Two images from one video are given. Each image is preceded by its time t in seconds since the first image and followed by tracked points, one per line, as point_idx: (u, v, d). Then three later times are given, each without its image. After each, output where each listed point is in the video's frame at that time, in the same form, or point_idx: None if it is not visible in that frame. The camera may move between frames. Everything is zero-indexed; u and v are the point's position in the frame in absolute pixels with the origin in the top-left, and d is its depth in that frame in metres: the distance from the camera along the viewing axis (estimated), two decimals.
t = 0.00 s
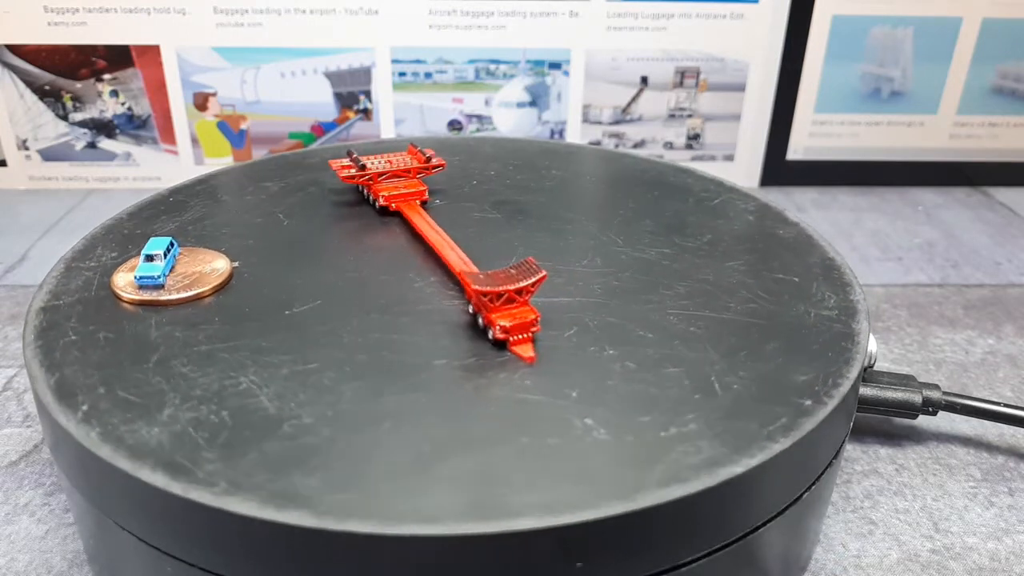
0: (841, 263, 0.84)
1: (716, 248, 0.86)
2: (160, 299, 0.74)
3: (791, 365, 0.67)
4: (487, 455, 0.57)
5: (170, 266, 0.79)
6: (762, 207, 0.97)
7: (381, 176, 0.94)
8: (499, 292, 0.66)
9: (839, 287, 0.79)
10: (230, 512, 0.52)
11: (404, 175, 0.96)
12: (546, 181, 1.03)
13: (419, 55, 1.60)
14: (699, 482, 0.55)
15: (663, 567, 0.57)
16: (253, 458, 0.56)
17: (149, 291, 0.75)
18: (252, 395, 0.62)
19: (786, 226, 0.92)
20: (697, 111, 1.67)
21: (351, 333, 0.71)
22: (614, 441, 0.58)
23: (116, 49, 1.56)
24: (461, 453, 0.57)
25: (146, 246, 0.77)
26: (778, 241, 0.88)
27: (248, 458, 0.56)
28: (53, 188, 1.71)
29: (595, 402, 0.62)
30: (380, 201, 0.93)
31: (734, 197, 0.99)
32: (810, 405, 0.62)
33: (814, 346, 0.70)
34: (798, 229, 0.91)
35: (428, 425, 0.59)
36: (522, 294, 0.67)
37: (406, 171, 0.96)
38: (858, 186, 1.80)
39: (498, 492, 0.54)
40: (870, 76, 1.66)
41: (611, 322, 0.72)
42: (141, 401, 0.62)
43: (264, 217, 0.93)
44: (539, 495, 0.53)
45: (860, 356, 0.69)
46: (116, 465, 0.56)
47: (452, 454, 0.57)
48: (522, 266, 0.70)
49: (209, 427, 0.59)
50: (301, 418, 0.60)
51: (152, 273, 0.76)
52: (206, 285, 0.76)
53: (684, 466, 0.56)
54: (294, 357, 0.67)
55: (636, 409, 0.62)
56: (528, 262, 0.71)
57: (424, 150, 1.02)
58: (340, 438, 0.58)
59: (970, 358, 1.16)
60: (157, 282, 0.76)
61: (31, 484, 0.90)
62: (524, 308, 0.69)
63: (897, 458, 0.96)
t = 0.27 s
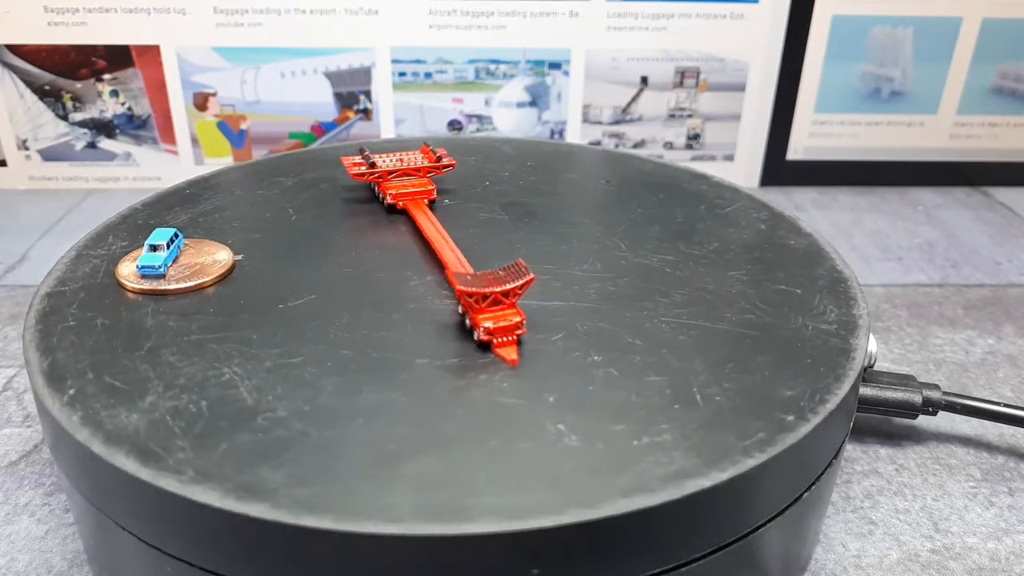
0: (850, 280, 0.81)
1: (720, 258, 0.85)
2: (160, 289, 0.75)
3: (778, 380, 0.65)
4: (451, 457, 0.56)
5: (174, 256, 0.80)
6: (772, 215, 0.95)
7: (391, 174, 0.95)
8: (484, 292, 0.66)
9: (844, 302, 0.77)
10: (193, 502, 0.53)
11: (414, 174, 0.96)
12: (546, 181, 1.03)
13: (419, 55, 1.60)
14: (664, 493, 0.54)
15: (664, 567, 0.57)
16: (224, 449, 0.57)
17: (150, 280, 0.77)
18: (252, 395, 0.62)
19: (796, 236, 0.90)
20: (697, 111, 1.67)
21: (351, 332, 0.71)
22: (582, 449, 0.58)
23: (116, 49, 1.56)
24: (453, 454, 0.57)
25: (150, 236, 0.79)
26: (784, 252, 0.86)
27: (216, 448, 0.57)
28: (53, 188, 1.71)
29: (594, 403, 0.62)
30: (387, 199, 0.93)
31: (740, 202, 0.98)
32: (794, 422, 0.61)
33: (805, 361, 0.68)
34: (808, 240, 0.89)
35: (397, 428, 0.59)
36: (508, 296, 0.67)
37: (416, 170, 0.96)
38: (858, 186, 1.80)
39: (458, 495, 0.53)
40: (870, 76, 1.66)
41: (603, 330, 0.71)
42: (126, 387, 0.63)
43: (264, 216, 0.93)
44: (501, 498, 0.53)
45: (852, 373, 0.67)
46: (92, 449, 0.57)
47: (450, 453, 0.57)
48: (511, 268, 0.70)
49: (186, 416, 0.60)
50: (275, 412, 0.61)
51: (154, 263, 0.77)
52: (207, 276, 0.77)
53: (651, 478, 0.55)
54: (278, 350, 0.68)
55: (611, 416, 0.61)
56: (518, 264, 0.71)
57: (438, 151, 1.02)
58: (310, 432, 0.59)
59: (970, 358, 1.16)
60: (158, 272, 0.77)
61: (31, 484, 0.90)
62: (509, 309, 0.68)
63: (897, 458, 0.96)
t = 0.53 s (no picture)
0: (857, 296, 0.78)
1: (723, 268, 0.83)
2: (164, 279, 0.77)
3: (763, 394, 0.64)
4: (417, 459, 0.56)
5: (178, 247, 0.81)
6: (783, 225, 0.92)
7: (401, 172, 0.95)
8: (470, 293, 0.66)
9: (846, 318, 0.75)
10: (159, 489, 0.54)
11: (424, 173, 0.96)
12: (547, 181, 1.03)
13: (419, 55, 1.60)
14: (626, 503, 0.53)
15: (664, 567, 0.57)
16: (197, 438, 0.58)
17: (153, 271, 0.78)
18: (251, 395, 0.62)
19: (807, 247, 0.87)
20: (697, 111, 1.67)
21: (350, 332, 0.70)
22: (549, 455, 0.57)
23: (116, 50, 1.56)
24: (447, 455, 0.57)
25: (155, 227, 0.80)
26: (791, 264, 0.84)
27: (189, 437, 0.58)
28: (53, 188, 1.71)
29: (593, 403, 0.62)
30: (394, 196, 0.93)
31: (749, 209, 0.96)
32: (773, 437, 0.59)
33: (794, 376, 0.66)
34: (818, 252, 0.86)
35: (367, 429, 0.59)
36: (494, 297, 0.67)
37: (427, 169, 0.96)
38: (858, 186, 1.80)
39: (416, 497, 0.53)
40: (870, 76, 1.66)
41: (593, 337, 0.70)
42: (114, 373, 0.65)
43: (264, 214, 0.93)
44: (465, 499, 0.53)
45: (842, 391, 0.64)
46: (70, 433, 0.58)
47: (448, 453, 0.57)
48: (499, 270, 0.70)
49: (166, 404, 0.61)
50: (252, 404, 0.61)
51: (157, 254, 0.79)
52: (210, 268, 0.79)
53: (615, 488, 0.54)
54: (264, 343, 0.69)
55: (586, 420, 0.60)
56: (507, 266, 0.71)
57: (452, 151, 1.02)
58: (284, 426, 0.59)
59: (970, 358, 1.16)
60: (162, 262, 0.79)
61: (31, 484, 0.90)
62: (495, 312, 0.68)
63: (897, 458, 0.96)
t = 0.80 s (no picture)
0: (862, 313, 0.75)
1: (725, 278, 0.80)
2: (168, 268, 0.79)
3: (742, 409, 0.62)
4: (381, 457, 0.56)
5: (184, 237, 0.83)
6: (794, 236, 0.90)
7: (412, 171, 0.96)
8: (454, 294, 0.66)
9: (844, 334, 0.72)
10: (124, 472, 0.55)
11: (435, 172, 0.96)
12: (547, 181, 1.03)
13: (420, 55, 1.60)
14: (585, 511, 0.52)
15: (663, 567, 0.57)
16: (170, 426, 0.59)
17: (159, 260, 0.80)
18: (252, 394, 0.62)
19: (816, 260, 0.85)
20: (697, 111, 1.67)
21: (350, 331, 0.70)
22: (512, 461, 0.56)
23: (116, 50, 1.56)
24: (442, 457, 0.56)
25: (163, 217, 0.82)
26: (797, 277, 0.81)
27: (161, 424, 0.59)
28: (53, 188, 1.71)
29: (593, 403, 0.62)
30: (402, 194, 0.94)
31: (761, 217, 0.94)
32: (744, 452, 0.58)
33: (777, 392, 0.64)
34: (827, 265, 0.84)
35: (335, 428, 0.59)
36: (479, 299, 0.67)
37: (438, 168, 0.96)
38: (858, 186, 1.80)
39: (372, 497, 0.53)
40: (870, 76, 1.66)
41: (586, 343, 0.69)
42: (104, 357, 0.67)
43: (263, 213, 0.93)
44: (424, 499, 0.53)
45: (826, 409, 0.62)
46: (51, 413, 0.60)
47: (446, 453, 0.57)
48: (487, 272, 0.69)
49: (147, 390, 0.63)
50: (229, 395, 0.62)
51: (162, 244, 0.80)
52: (214, 259, 0.80)
53: (573, 497, 0.53)
54: (252, 334, 0.70)
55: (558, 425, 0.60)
56: (496, 268, 0.70)
57: (468, 151, 1.01)
58: (256, 418, 0.60)
59: (970, 358, 1.16)
60: (167, 252, 0.80)
61: (31, 484, 0.90)
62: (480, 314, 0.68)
63: (897, 458, 0.96)
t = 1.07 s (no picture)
0: (862, 332, 0.72)
1: (725, 288, 0.78)
2: (173, 259, 0.80)
3: (720, 421, 0.60)
4: (347, 455, 0.56)
5: (191, 229, 0.85)
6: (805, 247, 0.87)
7: (421, 170, 0.96)
8: (440, 294, 0.66)
9: (839, 351, 0.70)
10: (97, 456, 0.57)
11: (445, 172, 0.96)
12: (548, 180, 1.03)
13: (419, 55, 1.60)
14: (540, 517, 0.52)
15: (663, 567, 0.57)
16: (148, 413, 0.60)
17: (165, 250, 0.82)
18: (252, 394, 0.62)
19: (824, 273, 0.82)
20: (697, 111, 1.67)
21: (350, 330, 0.70)
22: (476, 465, 0.56)
23: (116, 49, 1.56)
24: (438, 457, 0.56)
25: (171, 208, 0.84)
26: (803, 291, 0.79)
27: (139, 412, 0.60)
28: (53, 188, 1.71)
29: (594, 402, 0.62)
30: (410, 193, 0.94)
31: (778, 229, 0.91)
32: (713, 466, 0.56)
33: (759, 407, 0.62)
34: (834, 278, 0.81)
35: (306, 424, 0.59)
36: (465, 300, 0.67)
37: (448, 168, 0.97)
38: (857, 186, 1.80)
39: (330, 494, 0.53)
40: (870, 76, 1.66)
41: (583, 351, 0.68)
42: (98, 343, 0.68)
43: (264, 212, 0.93)
44: (383, 496, 0.53)
45: (807, 427, 0.60)
46: (38, 394, 0.62)
47: (445, 452, 0.57)
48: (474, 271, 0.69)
49: (132, 376, 0.64)
50: (209, 385, 0.63)
51: (168, 234, 0.82)
52: (220, 251, 0.82)
53: (532, 503, 0.53)
54: (242, 326, 0.71)
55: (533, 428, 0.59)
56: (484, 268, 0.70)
57: (481, 153, 1.01)
58: (232, 409, 0.61)
59: (970, 358, 1.16)
60: (173, 243, 0.82)
61: (31, 485, 0.90)
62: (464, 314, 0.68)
63: (897, 458, 0.96)
